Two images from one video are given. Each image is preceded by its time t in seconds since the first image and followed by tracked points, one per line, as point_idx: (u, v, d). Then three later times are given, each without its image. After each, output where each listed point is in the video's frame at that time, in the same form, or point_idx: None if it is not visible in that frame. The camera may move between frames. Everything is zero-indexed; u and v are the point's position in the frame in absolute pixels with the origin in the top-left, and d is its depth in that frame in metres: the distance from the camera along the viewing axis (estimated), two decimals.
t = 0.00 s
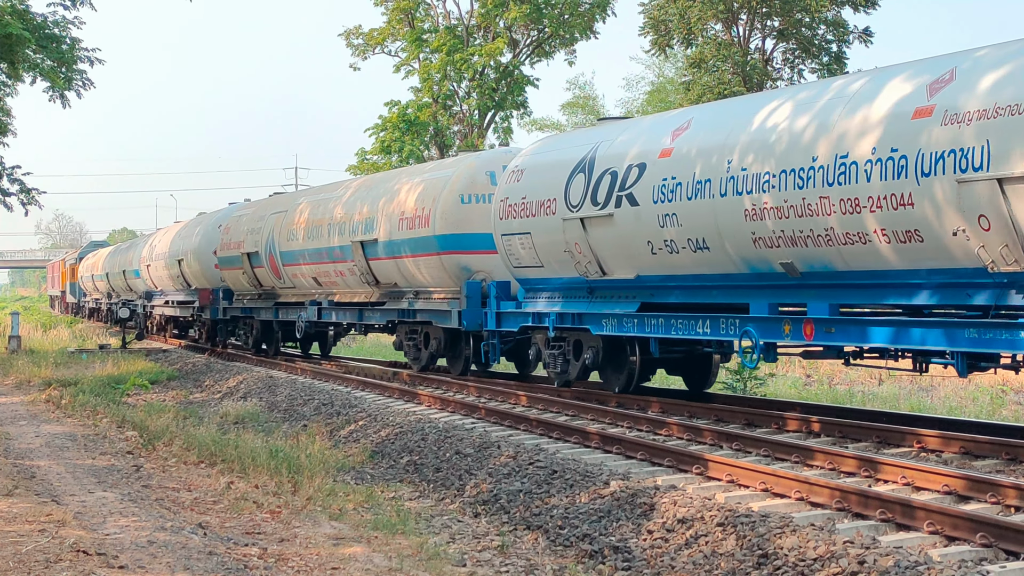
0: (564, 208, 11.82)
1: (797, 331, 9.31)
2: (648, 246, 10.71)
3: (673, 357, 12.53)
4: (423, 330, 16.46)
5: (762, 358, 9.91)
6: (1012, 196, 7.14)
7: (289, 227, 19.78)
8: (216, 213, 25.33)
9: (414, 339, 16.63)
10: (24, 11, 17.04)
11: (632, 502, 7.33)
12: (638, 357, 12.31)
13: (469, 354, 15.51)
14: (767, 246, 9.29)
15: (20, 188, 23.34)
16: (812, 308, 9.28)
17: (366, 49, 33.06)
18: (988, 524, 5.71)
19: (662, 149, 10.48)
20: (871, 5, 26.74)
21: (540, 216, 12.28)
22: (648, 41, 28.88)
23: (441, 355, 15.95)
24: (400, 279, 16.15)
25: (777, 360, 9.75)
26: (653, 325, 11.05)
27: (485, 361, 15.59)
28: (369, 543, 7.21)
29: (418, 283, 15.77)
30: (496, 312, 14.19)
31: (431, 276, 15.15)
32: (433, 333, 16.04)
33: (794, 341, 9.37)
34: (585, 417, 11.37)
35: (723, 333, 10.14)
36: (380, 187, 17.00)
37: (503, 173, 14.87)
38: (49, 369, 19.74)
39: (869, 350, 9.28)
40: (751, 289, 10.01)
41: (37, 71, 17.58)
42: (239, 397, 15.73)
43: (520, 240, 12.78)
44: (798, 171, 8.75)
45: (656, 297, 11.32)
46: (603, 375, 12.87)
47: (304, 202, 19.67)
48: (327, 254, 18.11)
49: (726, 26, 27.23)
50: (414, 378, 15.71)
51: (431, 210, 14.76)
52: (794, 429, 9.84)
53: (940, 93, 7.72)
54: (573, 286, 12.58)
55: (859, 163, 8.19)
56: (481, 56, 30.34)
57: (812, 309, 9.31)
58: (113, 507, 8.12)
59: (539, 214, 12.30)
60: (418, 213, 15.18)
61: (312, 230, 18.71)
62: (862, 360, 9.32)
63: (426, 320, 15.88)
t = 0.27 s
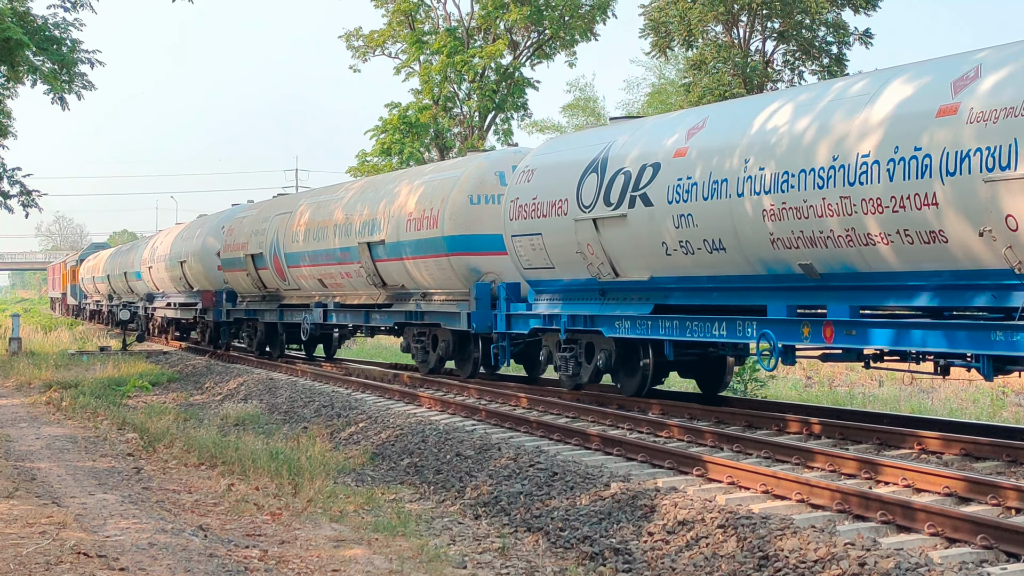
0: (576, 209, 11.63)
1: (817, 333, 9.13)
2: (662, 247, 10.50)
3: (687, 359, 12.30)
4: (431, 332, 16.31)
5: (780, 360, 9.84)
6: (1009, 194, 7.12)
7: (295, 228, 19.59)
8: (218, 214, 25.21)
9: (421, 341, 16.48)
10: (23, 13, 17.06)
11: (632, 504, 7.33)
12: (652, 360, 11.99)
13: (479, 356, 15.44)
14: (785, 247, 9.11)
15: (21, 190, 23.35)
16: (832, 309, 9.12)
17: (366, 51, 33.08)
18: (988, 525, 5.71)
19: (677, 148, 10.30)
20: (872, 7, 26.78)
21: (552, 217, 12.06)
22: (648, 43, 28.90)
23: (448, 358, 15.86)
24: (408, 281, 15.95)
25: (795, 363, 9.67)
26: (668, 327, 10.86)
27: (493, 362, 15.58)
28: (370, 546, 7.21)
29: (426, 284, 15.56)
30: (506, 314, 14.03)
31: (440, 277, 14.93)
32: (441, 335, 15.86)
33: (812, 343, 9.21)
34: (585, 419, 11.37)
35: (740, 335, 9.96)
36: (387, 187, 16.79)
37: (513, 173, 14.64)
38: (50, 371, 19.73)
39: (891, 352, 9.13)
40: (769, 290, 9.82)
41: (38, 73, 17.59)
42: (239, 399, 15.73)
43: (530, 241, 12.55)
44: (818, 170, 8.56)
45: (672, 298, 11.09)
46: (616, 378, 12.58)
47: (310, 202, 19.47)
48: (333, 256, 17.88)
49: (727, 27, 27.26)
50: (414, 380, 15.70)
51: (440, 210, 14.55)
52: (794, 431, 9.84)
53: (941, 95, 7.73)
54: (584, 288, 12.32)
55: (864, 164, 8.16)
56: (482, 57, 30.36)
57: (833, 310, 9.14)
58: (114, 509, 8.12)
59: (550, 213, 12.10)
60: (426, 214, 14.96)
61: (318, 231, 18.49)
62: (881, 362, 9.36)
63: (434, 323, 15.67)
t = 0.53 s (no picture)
0: (590, 210, 11.45)
1: (839, 336, 8.94)
2: (679, 249, 10.30)
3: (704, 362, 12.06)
4: (440, 335, 16.08)
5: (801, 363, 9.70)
6: (1012, 197, 7.12)
7: (301, 230, 19.42)
8: (222, 216, 25.08)
9: (430, 344, 16.30)
10: (25, 15, 17.09)
11: (634, 507, 7.32)
12: (667, 362, 11.89)
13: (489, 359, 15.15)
14: (806, 248, 8.91)
15: (23, 192, 23.39)
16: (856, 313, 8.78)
17: (368, 53, 33.12)
18: (991, 528, 5.71)
19: (693, 148, 10.12)
20: (873, 10, 26.80)
21: (565, 218, 11.85)
22: (650, 45, 28.92)
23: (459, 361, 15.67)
24: (417, 283, 15.75)
25: (816, 366, 9.55)
26: (683, 330, 10.70)
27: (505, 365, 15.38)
28: (372, 548, 7.21)
29: (436, 287, 15.36)
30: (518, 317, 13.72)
31: (450, 279, 14.74)
32: (451, 338, 15.67)
33: (834, 347, 9.01)
34: (587, 421, 11.37)
35: (760, 338, 9.79)
36: (396, 188, 16.59)
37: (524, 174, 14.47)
38: (52, 373, 19.74)
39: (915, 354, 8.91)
40: (789, 293, 9.62)
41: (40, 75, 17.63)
42: (241, 401, 15.74)
43: (543, 242, 12.33)
44: (841, 170, 8.37)
45: (686, 301, 10.84)
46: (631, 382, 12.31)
47: (317, 204, 19.29)
48: (340, 258, 17.67)
49: (728, 29, 27.30)
50: (416, 382, 15.69)
51: (450, 211, 14.38)
52: (797, 433, 9.83)
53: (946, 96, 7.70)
54: (598, 290, 12.09)
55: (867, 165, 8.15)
56: (484, 60, 30.39)
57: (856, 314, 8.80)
58: (116, 512, 8.13)
59: (563, 213, 11.90)
60: (437, 215, 14.76)
61: (325, 232, 18.30)
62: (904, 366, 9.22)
63: (444, 326, 15.44)
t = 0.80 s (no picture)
0: (605, 209, 11.24)
1: (862, 337, 8.65)
2: (697, 249, 10.11)
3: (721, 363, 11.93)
4: (451, 337, 15.98)
5: (823, 365, 9.47)
6: (1016, 200, 7.08)
7: (308, 230, 19.24)
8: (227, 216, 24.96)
9: (441, 346, 16.21)
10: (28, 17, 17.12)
11: (636, 507, 7.32)
12: (684, 365, 11.76)
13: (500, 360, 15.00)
14: (829, 248, 8.71)
15: (26, 193, 23.43)
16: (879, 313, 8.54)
17: (370, 54, 33.15)
18: (993, 529, 5.70)
19: (712, 146, 9.93)
20: (875, 10, 26.80)
21: (581, 217, 11.65)
22: (652, 46, 28.93)
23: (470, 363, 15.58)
24: (427, 283, 15.59)
25: (839, 369, 9.31)
26: (703, 331, 10.52)
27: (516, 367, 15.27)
28: (374, 549, 7.21)
29: (446, 287, 15.21)
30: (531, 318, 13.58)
31: (461, 280, 14.58)
32: (462, 339, 15.58)
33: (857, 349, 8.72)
34: (589, 422, 11.38)
35: (781, 340, 9.55)
36: (404, 187, 16.42)
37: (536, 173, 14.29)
38: (54, 374, 19.76)
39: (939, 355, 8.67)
40: (811, 293, 9.39)
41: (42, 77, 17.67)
42: (243, 402, 15.75)
43: (557, 241, 12.13)
44: (865, 168, 8.17)
45: (703, 302, 10.64)
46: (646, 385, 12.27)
47: (324, 204, 19.13)
48: (348, 258, 17.51)
49: (731, 30, 27.31)
50: (418, 383, 15.70)
51: (462, 211, 14.20)
52: (799, 434, 9.83)
53: (951, 96, 7.68)
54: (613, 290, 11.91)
55: (868, 168, 8.15)
56: (486, 61, 30.41)
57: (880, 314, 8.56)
58: (118, 512, 8.14)
59: (578, 211, 11.70)
60: (448, 215, 14.59)
61: (333, 233, 18.10)
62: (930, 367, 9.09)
63: (455, 327, 15.34)
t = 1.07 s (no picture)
0: (621, 207, 11.02)
1: (888, 338, 8.45)
2: (716, 247, 9.90)
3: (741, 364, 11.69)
4: (463, 337, 15.79)
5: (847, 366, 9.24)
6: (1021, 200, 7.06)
7: (315, 229, 19.06)
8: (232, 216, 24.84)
9: (452, 346, 16.02)
10: (30, 17, 17.13)
11: (639, 507, 7.32)
12: (701, 365, 11.45)
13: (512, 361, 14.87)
14: (853, 246, 8.49)
15: (28, 194, 23.45)
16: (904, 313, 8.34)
17: (373, 54, 33.16)
18: (996, 528, 5.70)
19: (732, 143, 9.72)
20: (878, 10, 26.79)
21: (597, 216, 11.42)
22: (655, 45, 28.91)
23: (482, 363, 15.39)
24: (438, 283, 15.39)
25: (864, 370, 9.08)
26: (721, 331, 10.30)
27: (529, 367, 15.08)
28: (377, 549, 7.21)
29: (457, 287, 15.02)
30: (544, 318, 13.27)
31: (473, 279, 14.38)
32: (473, 339, 15.39)
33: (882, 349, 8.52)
34: (592, 422, 11.37)
35: (802, 340, 9.37)
36: (413, 185, 16.23)
37: (549, 171, 14.13)
38: (57, 374, 19.79)
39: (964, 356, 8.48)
40: (835, 293, 9.18)
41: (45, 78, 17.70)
42: (246, 402, 15.75)
43: (572, 240, 11.90)
44: (891, 165, 7.95)
45: (723, 301, 10.45)
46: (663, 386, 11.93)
47: (331, 203, 18.96)
48: (357, 258, 17.30)
49: (733, 30, 27.31)
50: (421, 383, 15.69)
51: (473, 209, 14.01)
52: (802, 434, 9.81)
53: (953, 95, 7.67)
54: (629, 289, 11.69)
55: (868, 167, 8.16)
56: (488, 60, 30.41)
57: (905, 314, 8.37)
58: (120, 513, 8.14)
59: (593, 208, 11.49)
60: (459, 213, 14.40)
61: (341, 232, 17.91)
62: (958, 370, 8.53)
63: (467, 327, 15.17)
